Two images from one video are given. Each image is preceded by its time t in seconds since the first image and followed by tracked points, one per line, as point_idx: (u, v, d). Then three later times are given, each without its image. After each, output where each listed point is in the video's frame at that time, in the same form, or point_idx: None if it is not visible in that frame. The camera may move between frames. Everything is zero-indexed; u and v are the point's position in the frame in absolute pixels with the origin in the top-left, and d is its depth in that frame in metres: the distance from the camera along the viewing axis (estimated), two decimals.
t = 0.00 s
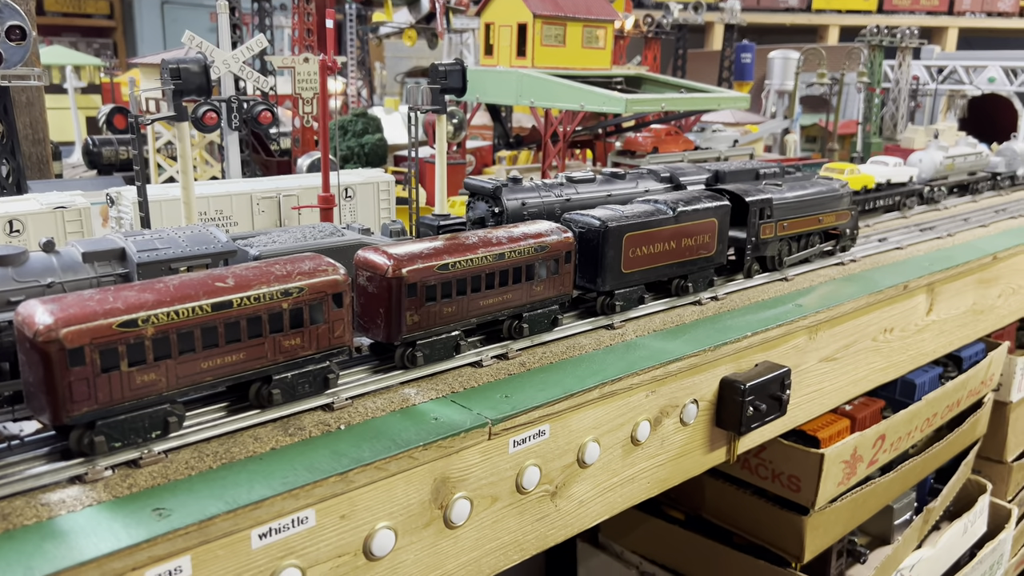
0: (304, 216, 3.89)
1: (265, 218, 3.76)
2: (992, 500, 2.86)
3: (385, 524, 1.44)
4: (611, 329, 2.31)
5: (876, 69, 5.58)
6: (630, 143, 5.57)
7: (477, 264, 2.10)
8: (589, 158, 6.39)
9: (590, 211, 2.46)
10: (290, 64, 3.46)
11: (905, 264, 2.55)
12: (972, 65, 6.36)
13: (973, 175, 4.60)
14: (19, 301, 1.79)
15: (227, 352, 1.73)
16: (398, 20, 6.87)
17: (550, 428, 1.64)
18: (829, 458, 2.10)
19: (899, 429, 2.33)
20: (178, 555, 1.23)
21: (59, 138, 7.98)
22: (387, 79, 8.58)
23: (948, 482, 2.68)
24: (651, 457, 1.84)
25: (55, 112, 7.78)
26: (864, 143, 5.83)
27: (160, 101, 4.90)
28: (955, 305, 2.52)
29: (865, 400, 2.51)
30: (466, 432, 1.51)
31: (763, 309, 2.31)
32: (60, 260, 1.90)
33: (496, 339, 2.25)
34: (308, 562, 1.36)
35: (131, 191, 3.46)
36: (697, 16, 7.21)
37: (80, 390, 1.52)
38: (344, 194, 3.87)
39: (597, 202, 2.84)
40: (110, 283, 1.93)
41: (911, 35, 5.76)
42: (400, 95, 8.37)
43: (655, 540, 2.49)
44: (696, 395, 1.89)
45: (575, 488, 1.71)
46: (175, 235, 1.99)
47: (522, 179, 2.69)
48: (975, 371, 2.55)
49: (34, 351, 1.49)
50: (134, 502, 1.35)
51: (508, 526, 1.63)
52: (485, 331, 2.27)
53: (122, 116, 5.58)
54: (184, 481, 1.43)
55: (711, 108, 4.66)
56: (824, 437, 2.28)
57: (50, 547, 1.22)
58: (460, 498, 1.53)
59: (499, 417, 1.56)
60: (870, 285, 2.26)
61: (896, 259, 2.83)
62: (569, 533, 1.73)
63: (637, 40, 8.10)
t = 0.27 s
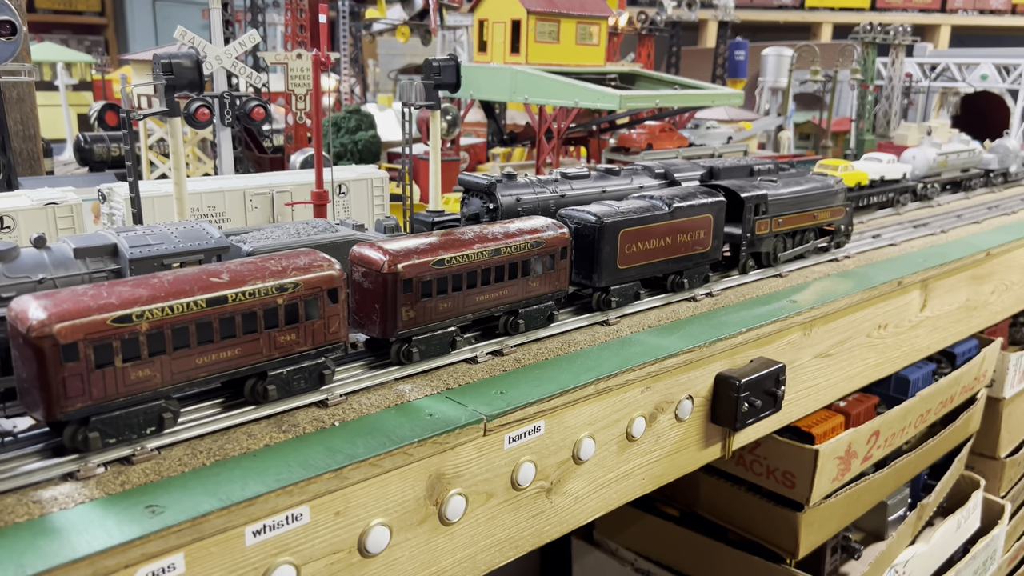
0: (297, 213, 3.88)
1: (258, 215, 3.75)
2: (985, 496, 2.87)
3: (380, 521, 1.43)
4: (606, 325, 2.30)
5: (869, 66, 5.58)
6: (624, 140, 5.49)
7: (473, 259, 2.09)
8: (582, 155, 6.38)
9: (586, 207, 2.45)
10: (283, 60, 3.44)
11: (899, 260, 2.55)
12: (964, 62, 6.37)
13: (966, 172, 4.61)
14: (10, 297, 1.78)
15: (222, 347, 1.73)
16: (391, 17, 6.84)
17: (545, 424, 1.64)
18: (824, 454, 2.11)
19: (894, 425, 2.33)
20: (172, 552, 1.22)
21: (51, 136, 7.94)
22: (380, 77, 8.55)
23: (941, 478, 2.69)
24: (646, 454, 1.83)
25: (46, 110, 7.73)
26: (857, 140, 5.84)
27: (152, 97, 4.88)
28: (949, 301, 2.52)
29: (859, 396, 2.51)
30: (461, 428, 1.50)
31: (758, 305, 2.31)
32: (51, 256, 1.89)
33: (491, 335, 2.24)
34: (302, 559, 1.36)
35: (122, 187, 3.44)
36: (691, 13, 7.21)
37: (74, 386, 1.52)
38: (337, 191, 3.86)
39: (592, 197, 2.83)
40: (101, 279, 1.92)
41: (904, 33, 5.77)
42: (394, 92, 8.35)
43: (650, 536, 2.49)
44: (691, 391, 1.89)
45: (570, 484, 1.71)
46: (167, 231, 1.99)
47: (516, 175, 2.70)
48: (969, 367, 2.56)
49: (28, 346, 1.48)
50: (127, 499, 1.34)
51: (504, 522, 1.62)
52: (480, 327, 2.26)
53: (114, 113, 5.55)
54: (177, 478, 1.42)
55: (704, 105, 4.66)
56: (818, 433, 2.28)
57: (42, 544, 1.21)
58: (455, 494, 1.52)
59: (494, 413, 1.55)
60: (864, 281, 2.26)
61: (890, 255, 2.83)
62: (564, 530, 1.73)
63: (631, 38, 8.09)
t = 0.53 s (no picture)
0: (287, 212, 3.87)
1: (247, 214, 3.74)
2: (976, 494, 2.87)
3: (370, 522, 1.43)
4: (598, 324, 2.30)
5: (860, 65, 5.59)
6: (616, 138, 5.45)
7: (468, 258, 2.08)
8: (575, 155, 6.37)
9: (580, 206, 2.45)
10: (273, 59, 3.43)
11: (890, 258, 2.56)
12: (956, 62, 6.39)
13: (957, 171, 4.63)
14: None
15: (218, 346, 1.71)
16: (383, 16, 6.82)
17: (537, 424, 1.63)
18: (815, 453, 2.11)
19: (885, 424, 2.34)
20: (160, 554, 1.21)
21: (40, 135, 7.89)
22: (372, 76, 8.53)
23: (933, 477, 2.70)
24: (638, 453, 1.83)
25: (35, 109, 7.69)
26: (849, 139, 5.85)
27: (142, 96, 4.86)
28: (940, 300, 2.53)
29: (851, 395, 2.51)
30: (452, 428, 1.50)
31: (749, 304, 2.30)
32: (38, 256, 1.87)
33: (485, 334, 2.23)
34: (291, 560, 1.35)
35: (111, 187, 3.42)
36: (683, 13, 7.21)
37: (68, 385, 1.50)
38: (327, 190, 3.85)
39: (583, 197, 2.83)
40: (89, 279, 1.90)
41: (895, 32, 5.78)
42: (386, 91, 8.32)
43: (642, 535, 2.50)
44: (683, 390, 1.89)
45: (561, 484, 1.71)
46: (155, 231, 1.97)
47: (508, 175, 2.70)
48: (960, 366, 2.56)
49: (22, 346, 1.47)
50: (115, 501, 1.33)
51: (495, 522, 1.62)
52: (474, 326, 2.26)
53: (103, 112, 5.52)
54: (165, 479, 1.41)
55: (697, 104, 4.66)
56: (810, 432, 2.28)
57: (29, 546, 1.20)
58: (446, 495, 1.52)
59: (485, 413, 1.55)
60: (855, 280, 2.27)
61: (881, 254, 2.84)
62: (555, 530, 1.72)
63: (623, 37, 8.09)
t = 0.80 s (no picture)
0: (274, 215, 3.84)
1: (233, 217, 3.72)
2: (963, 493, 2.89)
3: (356, 527, 1.42)
4: (585, 326, 2.29)
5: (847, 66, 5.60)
6: (604, 140, 5.38)
7: (476, 257, 2.12)
8: (563, 156, 6.37)
9: (584, 206, 2.48)
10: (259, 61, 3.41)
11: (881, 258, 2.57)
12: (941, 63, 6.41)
13: (943, 172, 4.66)
14: None
15: (237, 343, 1.74)
16: (370, 17, 6.80)
17: (524, 428, 1.63)
18: (803, 454, 2.11)
19: (872, 424, 2.35)
20: (142, 562, 1.20)
21: (25, 137, 7.84)
22: (360, 77, 8.50)
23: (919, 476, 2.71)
24: (625, 456, 1.83)
25: (19, 111, 7.63)
26: (836, 140, 5.87)
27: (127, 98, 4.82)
28: (926, 301, 2.53)
29: (838, 396, 2.51)
30: (438, 433, 1.49)
31: (736, 306, 2.30)
32: (19, 261, 1.86)
33: (492, 332, 2.27)
34: (276, 567, 1.34)
35: (94, 190, 3.40)
36: (670, 14, 7.22)
37: (95, 382, 1.53)
38: (313, 192, 3.84)
39: (571, 200, 2.82)
40: (72, 284, 1.88)
41: (881, 33, 5.80)
42: (374, 93, 8.29)
43: (631, 537, 2.50)
44: (670, 393, 1.89)
45: (549, 488, 1.70)
46: (139, 235, 1.96)
47: (495, 177, 2.67)
48: (947, 365, 2.58)
49: (48, 344, 1.49)
50: (102, 506, 1.33)
51: (482, 527, 1.61)
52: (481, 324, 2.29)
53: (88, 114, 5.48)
54: (148, 487, 1.39)
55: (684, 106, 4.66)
56: (797, 433, 2.29)
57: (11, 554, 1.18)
58: (432, 499, 1.51)
59: (472, 417, 1.54)
60: (842, 281, 2.27)
61: (868, 255, 2.84)
62: (543, 533, 1.72)
63: (612, 39, 8.08)
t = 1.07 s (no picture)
0: (255, 219, 3.82)
1: (213, 221, 3.70)
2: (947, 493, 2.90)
3: (334, 534, 1.41)
4: (569, 329, 2.30)
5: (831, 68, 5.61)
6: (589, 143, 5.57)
7: (492, 254, 2.18)
8: (549, 158, 6.36)
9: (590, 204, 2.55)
10: (242, 63, 3.40)
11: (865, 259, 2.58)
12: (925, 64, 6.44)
13: (926, 173, 4.70)
14: None
15: (268, 336, 1.80)
16: (355, 18, 6.78)
17: (505, 432, 1.62)
18: (787, 455, 2.12)
19: (856, 425, 2.35)
20: (117, 571, 1.19)
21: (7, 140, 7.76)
22: (346, 79, 8.46)
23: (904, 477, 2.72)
24: (608, 459, 1.82)
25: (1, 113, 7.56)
26: (821, 142, 5.89)
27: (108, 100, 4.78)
28: (909, 301, 2.54)
29: (822, 397, 2.52)
30: (418, 438, 1.49)
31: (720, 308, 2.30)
32: None
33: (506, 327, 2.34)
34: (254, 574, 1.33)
35: (73, 193, 3.36)
36: (656, 16, 7.22)
37: (138, 372, 1.59)
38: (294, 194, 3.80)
39: (554, 202, 2.81)
40: (48, 290, 1.86)
41: (865, 35, 5.82)
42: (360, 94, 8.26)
43: (617, 539, 2.50)
44: (653, 395, 1.88)
45: (531, 492, 1.70)
46: (116, 239, 1.95)
47: (478, 180, 2.65)
48: (931, 365, 2.59)
49: (93, 336, 1.55)
50: (77, 515, 1.31)
51: (463, 532, 1.61)
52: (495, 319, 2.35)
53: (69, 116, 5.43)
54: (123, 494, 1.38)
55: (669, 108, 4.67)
56: (781, 435, 2.29)
57: None
58: (412, 505, 1.50)
59: (453, 421, 1.54)
60: (824, 283, 2.27)
61: (852, 257, 2.85)
62: (525, 537, 1.71)
63: (598, 41, 8.07)
